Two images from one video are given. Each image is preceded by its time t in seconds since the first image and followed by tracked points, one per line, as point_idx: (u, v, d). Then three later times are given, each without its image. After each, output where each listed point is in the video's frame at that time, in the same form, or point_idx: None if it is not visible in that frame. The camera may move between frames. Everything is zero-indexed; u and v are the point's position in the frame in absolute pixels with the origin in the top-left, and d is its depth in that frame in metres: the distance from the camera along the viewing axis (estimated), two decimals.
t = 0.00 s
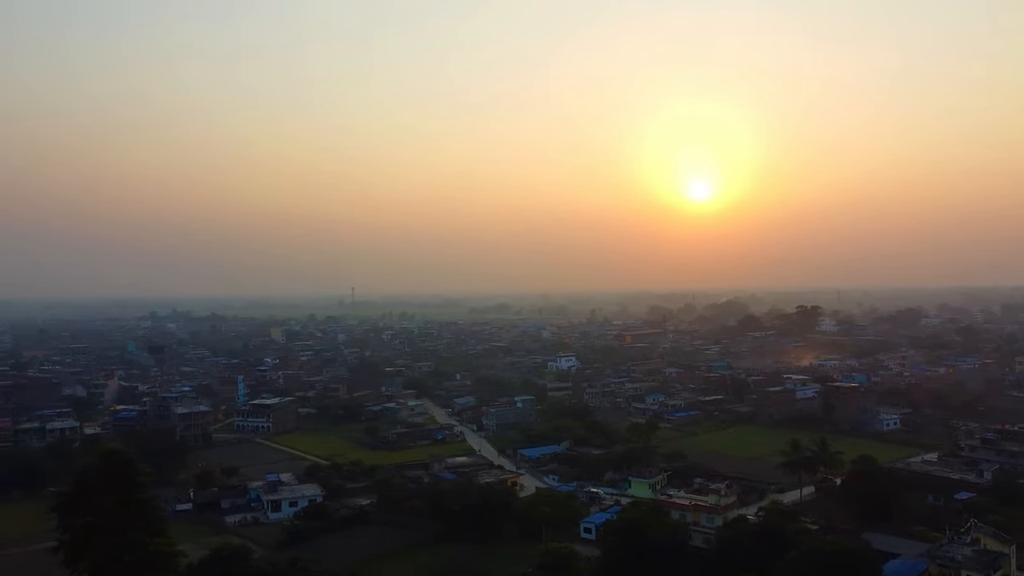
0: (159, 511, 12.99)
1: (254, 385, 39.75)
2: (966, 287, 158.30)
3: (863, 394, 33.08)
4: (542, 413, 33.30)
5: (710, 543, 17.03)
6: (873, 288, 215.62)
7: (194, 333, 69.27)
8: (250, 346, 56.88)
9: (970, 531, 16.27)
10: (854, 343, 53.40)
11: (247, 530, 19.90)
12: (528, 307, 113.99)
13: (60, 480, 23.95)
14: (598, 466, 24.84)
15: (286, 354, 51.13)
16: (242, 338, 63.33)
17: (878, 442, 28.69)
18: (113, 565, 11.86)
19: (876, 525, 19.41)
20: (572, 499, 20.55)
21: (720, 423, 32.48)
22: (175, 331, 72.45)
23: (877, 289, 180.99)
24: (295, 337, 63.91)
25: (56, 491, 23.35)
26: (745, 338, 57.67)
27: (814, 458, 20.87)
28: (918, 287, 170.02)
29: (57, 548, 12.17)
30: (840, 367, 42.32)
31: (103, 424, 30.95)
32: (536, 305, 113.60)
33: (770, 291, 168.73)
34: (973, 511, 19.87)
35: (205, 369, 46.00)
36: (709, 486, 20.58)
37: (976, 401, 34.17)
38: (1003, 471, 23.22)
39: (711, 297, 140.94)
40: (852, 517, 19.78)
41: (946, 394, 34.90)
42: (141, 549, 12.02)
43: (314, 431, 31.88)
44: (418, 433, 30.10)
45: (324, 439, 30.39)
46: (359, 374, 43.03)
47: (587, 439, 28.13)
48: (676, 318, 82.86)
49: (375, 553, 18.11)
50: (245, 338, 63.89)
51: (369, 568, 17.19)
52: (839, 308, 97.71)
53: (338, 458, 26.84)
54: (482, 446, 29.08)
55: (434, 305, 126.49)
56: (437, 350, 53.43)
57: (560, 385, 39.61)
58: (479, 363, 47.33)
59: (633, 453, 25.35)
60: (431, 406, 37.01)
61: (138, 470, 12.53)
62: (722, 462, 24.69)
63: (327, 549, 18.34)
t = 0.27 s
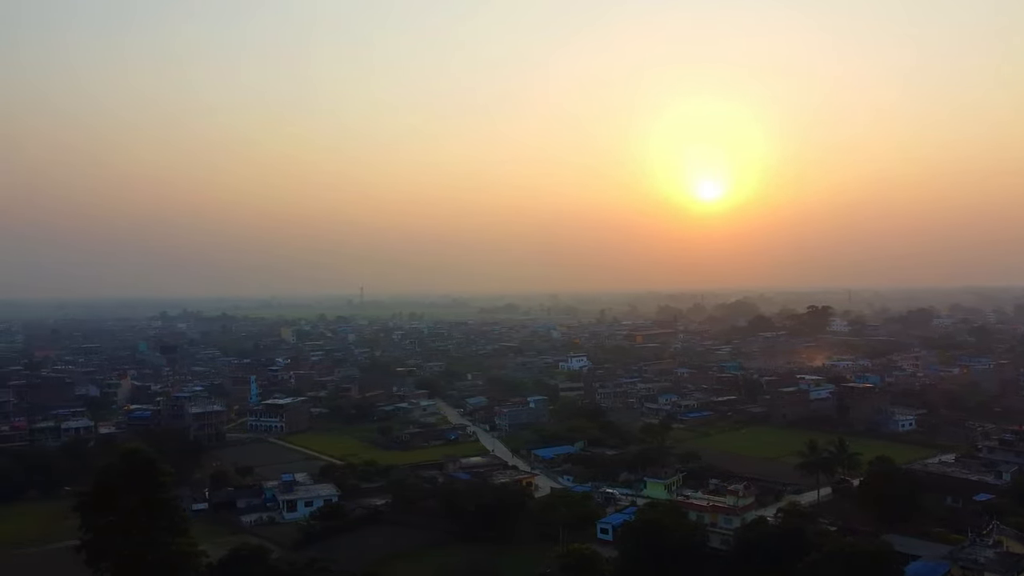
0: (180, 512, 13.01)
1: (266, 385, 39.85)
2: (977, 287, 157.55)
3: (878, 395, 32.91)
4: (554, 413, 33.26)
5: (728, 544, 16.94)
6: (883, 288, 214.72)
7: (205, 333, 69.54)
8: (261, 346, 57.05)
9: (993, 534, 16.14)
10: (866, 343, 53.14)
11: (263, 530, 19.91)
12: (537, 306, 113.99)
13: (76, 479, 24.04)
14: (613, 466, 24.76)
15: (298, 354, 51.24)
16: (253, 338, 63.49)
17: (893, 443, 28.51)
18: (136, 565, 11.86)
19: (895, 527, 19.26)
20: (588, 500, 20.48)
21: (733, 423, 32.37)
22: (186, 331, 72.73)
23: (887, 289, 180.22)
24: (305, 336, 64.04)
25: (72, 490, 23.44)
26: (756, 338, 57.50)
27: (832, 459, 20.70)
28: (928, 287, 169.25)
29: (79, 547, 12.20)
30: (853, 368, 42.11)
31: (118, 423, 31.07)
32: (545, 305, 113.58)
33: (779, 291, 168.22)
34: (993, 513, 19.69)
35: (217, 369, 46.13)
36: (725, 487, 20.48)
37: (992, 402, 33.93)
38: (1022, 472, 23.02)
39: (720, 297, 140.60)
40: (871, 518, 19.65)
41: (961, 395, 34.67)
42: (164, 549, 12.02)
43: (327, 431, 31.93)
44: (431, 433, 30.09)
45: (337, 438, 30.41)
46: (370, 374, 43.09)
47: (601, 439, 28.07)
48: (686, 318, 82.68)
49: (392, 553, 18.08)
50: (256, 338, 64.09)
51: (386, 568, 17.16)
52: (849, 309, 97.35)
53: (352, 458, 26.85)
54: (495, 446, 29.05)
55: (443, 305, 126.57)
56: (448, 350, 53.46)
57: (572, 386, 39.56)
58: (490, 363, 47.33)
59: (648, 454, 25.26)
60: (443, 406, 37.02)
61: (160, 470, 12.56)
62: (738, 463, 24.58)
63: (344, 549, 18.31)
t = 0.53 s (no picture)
0: (201, 512, 13.04)
1: (278, 385, 39.93)
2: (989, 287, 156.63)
3: (893, 396, 32.71)
4: (567, 413, 33.20)
5: (748, 546, 16.87)
6: (893, 287, 213.66)
7: (215, 333, 69.79)
8: (272, 346, 57.17)
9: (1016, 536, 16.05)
10: (879, 343, 52.85)
11: (280, 530, 19.91)
12: (546, 306, 113.91)
13: (92, 478, 24.11)
14: (628, 467, 24.68)
15: (309, 354, 51.33)
16: (264, 338, 63.62)
17: (909, 443, 28.32)
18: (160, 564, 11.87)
19: (914, 529, 19.11)
20: (605, 500, 20.42)
21: (746, 423, 32.24)
22: (197, 331, 72.93)
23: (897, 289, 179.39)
24: (316, 336, 64.12)
25: (88, 489, 23.54)
26: (767, 338, 57.28)
27: (850, 460, 20.55)
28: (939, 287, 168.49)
29: (103, 547, 12.20)
30: (866, 368, 41.87)
31: (132, 422, 31.18)
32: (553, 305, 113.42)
33: (788, 291, 167.63)
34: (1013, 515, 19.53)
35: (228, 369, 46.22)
36: (742, 488, 20.38)
37: (1008, 402, 33.67)
38: None
39: (729, 297, 140.10)
40: (890, 519, 19.52)
41: (977, 395, 34.42)
42: (189, 548, 12.03)
43: (340, 431, 31.97)
44: (444, 433, 30.08)
45: (350, 438, 30.44)
46: (381, 374, 43.11)
47: (615, 439, 28.00)
48: (696, 319, 82.47)
49: (409, 554, 18.07)
50: (267, 338, 64.24)
51: (404, 568, 17.14)
52: (860, 309, 96.88)
53: (366, 458, 26.83)
54: (509, 446, 29.01)
55: (452, 305, 126.53)
56: (459, 350, 53.44)
57: (584, 386, 39.49)
58: (501, 363, 47.29)
59: (663, 454, 25.16)
60: (455, 406, 37.01)
61: (183, 469, 12.63)
62: (753, 463, 24.45)
63: (361, 549, 18.31)
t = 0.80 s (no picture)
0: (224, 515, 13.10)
1: (291, 385, 39.96)
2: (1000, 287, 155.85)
3: (908, 396, 32.51)
4: (580, 414, 33.13)
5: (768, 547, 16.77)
6: (903, 287, 212.70)
7: (226, 332, 70.10)
8: (283, 345, 57.22)
9: None
10: (892, 344, 52.56)
11: (296, 530, 19.91)
12: (555, 306, 113.75)
13: (108, 478, 24.19)
14: (643, 467, 24.59)
15: (320, 353, 51.38)
16: (274, 338, 63.69)
17: (926, 445, 28.12)
18: (182, 564, 11.91)
19: (935, 531, 18.96)
20: (622, 501, 20.35)
21: (761, 424, 32.09)
22: (207, 330, 73.08)
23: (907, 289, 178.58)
24: (326, 336, 64.14)
25: (105, 488, 23.61)
26: (779, 338, 57.05)
27: (868, 461, 20.40)
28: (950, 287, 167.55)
29: (126, 547, 12.29)
30: (880, 368, 41.65)
31: (146, 421, 31.27)
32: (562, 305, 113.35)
33: (798, 290, 167.21)
34: None
35: (240, 368, 46.34)
36: (759, 490, 20.27)
37: None
38: None
39: (738, 297, 139.74)
40: (910, 521, 19.39)
41: (993, 396, 34.17)
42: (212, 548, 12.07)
43: (353, 431, 31.98)
44: (458, 433, 30.04)
45: (363, 438, 30.44)
46: (393, 374, 43.10)
47: (629, 440, 27.91)
48: (706, 318, 82.21)
49: (426, 554, 18.03)
50: (277, 337, 64.42)
51: (422, 568, 17.10)
52: (870, 309, 96.43)
53: (380, 458, 26.83)
54: (522, 446, 28.95)
55: (460, 305, 126.59)
56: (470, 350, 53.40)
57: (596, 386, 39.39)
58: (512, 363, 47.21)
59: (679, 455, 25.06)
60: (467, 406, 36.97)
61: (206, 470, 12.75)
62: (770, 464, 24.32)
63: (378, 549, 18.29)
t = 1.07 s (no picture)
0: (243, 518, 13.07)
1: (302, 385, 39.97)
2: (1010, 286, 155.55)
3: (923, 397, 32.29)
4: (593, 414, 33.04)
5: (789, 549, 16.63)
6: (913, 287, 211.91)
7: (237, 332, 70.24)
8: (293, 345, 57.28)
9: None
10: (904, 344, 52.30)
11: (312, 529, 19.89)
12: (564, 306, 113.65)
13: (123, 477, 24.24)
14: (658, 468, 24.46)
15: (331, 353, 51.43)
16: (284, 338, 63.80)
17: (942, 446, 27.91)
18: (204, 564, 11.80)
19: (955, 533, 18.78)
20: (638, 501, 20.24)
21: (774, 425, 31.95)
22: (217, 330, 73.32)
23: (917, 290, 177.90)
24: (336, 336, 64.18)
25: (120, 488, 23.65)
26: (790, 338, 56.83)
27: (887, 463, 20.22)
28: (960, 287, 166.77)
29: (147, 547, 12.20)
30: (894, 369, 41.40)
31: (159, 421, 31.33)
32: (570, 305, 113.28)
33: (807, 290, 166.93)
34: None
35: (251, 368, 46.42)
36: (777, 491, 20.10)
37: None
38: None
39: (747, 296, 139.41)
40: (929, 523, 19.23)
41: (1009, 397, 33.88)
42: (234, 547, 11.99)
43: (365, 430, 31.97)
44: (470, 433, 30.00)
45: (375, 438, 30.43)
46: (404, 374, 43.08)
47: (642, 440, 27.81)
48: (715, 318, 81.97)
49: (442, 554, 17.97)
50: (288, 337, 64.58)
51: (437, 569, 17.03)
52: (881, 309, 95.99)
53: (393, 458, 26.81)
54: (535, 447, 28.89)
55: (468, 305, 126.65)
56: (480, 350, 53.37)
57: (608, 386, 39.29)
58: (523, 363, 47.15)
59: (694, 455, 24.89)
60: (479, 406, 36.92)
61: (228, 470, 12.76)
62: (785, 465, 24.18)
63: (394, 549, 18.24)
